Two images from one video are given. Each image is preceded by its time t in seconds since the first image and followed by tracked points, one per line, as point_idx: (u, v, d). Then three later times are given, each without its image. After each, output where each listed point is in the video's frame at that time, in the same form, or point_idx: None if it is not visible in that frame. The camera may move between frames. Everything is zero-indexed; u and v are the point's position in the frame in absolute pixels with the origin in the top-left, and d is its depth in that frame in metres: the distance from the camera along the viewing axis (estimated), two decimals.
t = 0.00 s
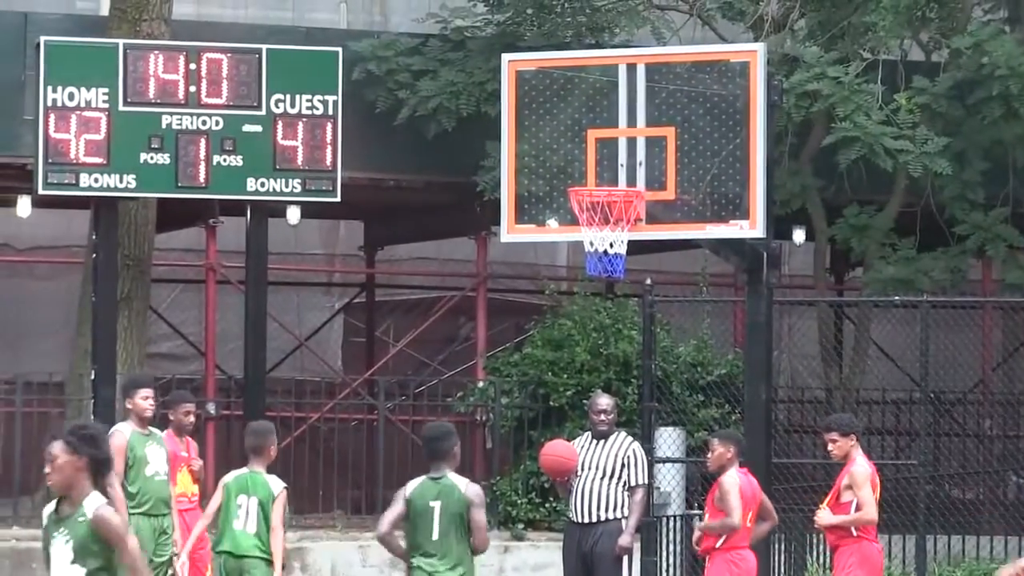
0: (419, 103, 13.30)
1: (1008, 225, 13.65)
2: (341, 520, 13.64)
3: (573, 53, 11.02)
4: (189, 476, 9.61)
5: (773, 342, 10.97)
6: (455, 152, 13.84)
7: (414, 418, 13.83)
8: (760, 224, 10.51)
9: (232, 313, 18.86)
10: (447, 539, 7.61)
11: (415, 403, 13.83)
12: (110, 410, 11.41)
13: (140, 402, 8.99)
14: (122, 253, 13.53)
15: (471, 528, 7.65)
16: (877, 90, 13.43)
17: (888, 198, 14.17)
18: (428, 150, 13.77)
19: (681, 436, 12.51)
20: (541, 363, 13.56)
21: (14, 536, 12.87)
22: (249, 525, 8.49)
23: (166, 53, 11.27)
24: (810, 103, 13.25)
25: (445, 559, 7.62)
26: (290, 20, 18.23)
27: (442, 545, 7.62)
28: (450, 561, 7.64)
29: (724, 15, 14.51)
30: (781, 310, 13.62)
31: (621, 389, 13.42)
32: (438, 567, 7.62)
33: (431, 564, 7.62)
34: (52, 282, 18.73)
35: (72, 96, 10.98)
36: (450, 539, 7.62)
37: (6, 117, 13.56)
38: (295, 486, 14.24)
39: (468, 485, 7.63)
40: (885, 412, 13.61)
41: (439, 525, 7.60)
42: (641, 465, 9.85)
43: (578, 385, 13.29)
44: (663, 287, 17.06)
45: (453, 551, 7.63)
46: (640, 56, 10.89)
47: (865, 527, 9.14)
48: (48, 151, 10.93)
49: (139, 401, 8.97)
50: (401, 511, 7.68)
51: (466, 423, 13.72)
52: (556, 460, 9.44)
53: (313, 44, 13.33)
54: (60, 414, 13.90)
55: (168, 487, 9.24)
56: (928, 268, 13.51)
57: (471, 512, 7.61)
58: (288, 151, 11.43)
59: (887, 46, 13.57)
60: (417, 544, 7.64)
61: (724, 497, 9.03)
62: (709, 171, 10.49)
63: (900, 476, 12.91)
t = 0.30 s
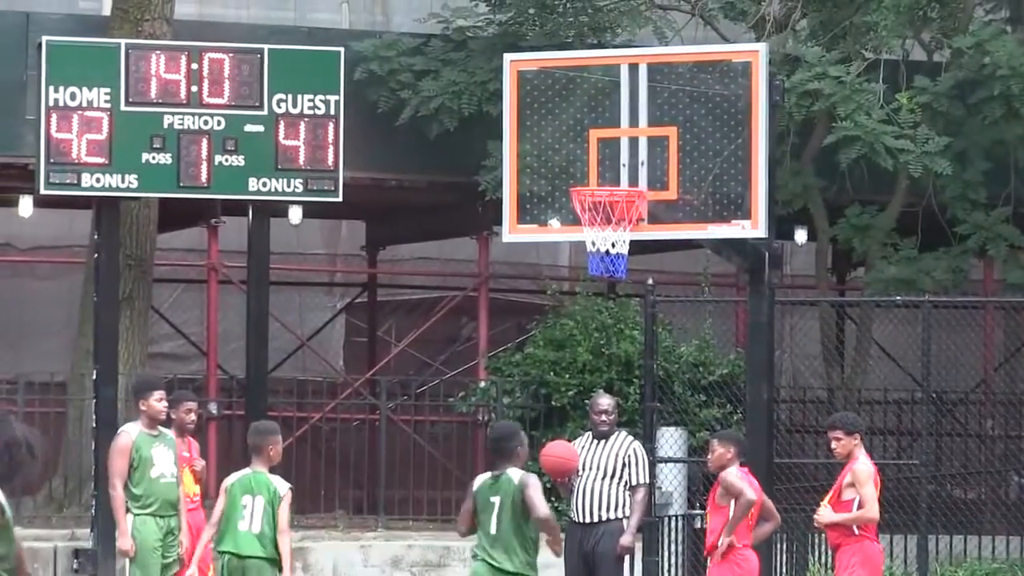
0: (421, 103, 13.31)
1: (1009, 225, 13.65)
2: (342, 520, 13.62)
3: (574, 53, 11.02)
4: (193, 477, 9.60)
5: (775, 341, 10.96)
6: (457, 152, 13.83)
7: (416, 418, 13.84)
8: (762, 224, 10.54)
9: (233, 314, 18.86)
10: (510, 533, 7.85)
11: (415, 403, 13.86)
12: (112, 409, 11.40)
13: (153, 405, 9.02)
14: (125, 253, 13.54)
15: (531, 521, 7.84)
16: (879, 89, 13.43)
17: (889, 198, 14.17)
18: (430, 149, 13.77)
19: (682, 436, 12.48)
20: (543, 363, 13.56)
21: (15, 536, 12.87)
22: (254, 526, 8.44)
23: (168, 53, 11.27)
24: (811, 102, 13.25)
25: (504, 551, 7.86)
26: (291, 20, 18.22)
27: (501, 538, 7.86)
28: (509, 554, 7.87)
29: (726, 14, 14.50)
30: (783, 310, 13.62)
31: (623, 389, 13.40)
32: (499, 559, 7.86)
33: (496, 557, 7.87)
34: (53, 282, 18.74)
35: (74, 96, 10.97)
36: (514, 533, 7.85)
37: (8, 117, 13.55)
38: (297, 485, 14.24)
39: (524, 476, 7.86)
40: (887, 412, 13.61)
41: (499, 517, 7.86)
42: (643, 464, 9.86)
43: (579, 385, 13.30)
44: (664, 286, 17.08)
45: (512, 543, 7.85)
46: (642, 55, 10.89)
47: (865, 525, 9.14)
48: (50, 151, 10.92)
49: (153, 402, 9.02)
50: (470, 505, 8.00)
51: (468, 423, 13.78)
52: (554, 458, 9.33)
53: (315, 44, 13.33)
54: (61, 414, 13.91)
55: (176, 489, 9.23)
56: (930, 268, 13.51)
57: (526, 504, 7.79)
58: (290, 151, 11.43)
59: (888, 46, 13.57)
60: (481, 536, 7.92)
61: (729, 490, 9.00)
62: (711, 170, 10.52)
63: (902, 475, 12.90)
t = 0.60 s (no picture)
0: (422, 103, 13.31)
1: (1010, 225, 13.65)
2: (344, 519, 13.60)
3: (576, 53, 11.02)
4: (195, 477, 9.66)
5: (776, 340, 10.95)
6: (459, 152, 13.83)
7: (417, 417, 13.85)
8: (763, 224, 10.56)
9: (234, 314, 18.87)
10: (564, 527, 8.06)
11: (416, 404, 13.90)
12: (113, 409, 11.39)
13: (158, 404, 9.10)
14: (126, 253, 13.54)
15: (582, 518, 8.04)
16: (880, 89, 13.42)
17: (891, 198, 14.18)
18: (430, 149, 13.77)
19: (683, 436, 12.49)
20: (545, 362, 13.55)
21: (17, 535, 12.88)
22: (241, 527, 8.45)
23: (170, 53, 11.28)
24: (812, 102, 13.26)
25: (558, 545, 8.07)
26: (291, 20, 18.22)
27: (554, 530, 8.08)
28: (562, 545, 8.09)
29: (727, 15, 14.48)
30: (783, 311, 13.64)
31: (624, 389, 13.39)
32: (550, 550, 8.09)
33: (546, 549, 8.10)
34: (53, 282, 18.74)
35: (75, 96, 10.98)
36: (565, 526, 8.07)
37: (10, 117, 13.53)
38: (299, 485, 14.25)
39: (580, 474, 8.06)
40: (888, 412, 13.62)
41: (554, 510, 8.08)
42: (644, 464, 9.85)
43: (580, 385, 13.30)
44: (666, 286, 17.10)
45: (563, 538, 8.07)
46: (643, 55, 10.89)
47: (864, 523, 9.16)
48: (52, 150, 10.92)
49: (158, 402, 9.10)
50: (527, 496, 8.23)
51: (469, 422, 13.79)
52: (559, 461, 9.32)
53: (316, 44, 13.33)
54: (61, 413, 13.91)
55: (180, 488, 9.23)
56: (931, 268, 13.52)
57: (579, 501, 8.01)
58: (291, 150, 11.43)
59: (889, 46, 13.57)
60: (536, 528, 8.14)
61: (733, 497, 8.97)
62: (712, 171, 10.53)
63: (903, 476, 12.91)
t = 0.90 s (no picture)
0: (424, 103, 13.38)
1: (1008, 224, 13.75)
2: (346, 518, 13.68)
3: (576, 54, 11.11)
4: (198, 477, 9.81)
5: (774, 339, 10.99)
6: (461, 153, 13.92)
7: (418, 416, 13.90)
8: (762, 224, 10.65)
9: (236, 313, 18.96)
10: (613, 531, 7.98)
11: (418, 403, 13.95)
12: (117, 409, 11.48)
13: (160, 403, 9.20)
14: (129, 253, 13.63)
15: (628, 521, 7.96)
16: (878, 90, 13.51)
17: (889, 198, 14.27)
18: (432, 149, 13.85)
19: (683, 433, 12.55)
20: (546, 361, 13.62)
21: (21, 533, 12.99)
22: (232, 522, 8.59)
23: (173, 54, 11.36)
24: (811, 103, 13.35)
25: (607, 550, 7.97)
26: (294, 21, 18.30)
27: (603, 534, 8.00)
28: (610, 554, 7.98)
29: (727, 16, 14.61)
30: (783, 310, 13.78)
31: (624, 388, 13.47)
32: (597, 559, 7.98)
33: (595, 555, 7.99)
34: (57, 282, 18.87)
35: (78, 97, 11.06)
36: (614, 531, 7.98)
37: (13, 118, 13.61)
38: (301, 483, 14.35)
39: (627, 479, 7.99)
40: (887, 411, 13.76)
41: (602, 514, 8.01)
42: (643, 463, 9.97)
43: (580, 384, 13.39)
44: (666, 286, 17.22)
45: (611, 545, 7.96)
46: (643, 56, 10.98)
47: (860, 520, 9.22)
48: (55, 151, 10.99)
49: (160, 401, 9.19)
50: (576, 505, 8.17)
51: (471, 420, 13.93)
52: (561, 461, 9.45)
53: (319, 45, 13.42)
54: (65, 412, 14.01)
55: (182, 487, 9.34)
56: (929, 267, 13.63)
57: (625, 502, 7.95)
58: (293, 151, 11.52)
59: (888, 48, 13.67)
60: (586, 535, 8.06)
61: (732, 497, 9.01)
62: (713, 170, 10.61)
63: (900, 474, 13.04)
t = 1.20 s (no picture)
0: (434, 123, 15.08)
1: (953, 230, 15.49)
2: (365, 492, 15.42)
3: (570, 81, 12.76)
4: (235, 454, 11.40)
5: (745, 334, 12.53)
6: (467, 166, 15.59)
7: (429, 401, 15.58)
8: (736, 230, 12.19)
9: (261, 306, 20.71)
10: (645, 503, 10.09)
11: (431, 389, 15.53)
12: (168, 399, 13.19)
13: (198, 389, 10.48)
14: (171, 256, 15.33)
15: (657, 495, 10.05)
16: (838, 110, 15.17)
17: (849, 206, 15.96)
18: (441, 163, 15.55)
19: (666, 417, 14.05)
20: (542, 352, 15.30)
21: (77, 505, 14.73)
22: (273, 494, 9.59)
23: (209, 79, 12.99)
24: (778, 121, 15.02)
25: (641, 518, 10.08)
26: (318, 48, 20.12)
27: (639, 504, 10.11)
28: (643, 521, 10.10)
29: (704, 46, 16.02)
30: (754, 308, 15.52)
31: (611, 376, 15.21)
32: (634, 525, 10.11)
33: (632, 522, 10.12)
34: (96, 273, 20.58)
35: (126, 117, 12.72)
36: (646, 503, 10.08)
37: (68, 136, 15.28)
38: (324, 460, 16.10)
39: (658, 459, 10.07)
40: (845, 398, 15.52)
41: (636, 488, 10.11)
42: (629, 441, 11.60)
43: (574, 372, 15.09)
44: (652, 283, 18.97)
45: (642, 513, 10.09)
46: (629, 82, 12.59)
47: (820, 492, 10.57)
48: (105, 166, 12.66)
49: (196, 387, 10.46)
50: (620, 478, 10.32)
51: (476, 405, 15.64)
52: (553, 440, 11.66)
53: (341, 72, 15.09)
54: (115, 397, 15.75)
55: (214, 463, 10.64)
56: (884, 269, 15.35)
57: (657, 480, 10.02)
58: (318, 166, 13.19)
59: (847, 73, 15.37)
60: (625, 504, 10.19)
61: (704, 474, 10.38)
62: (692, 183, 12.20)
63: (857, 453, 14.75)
